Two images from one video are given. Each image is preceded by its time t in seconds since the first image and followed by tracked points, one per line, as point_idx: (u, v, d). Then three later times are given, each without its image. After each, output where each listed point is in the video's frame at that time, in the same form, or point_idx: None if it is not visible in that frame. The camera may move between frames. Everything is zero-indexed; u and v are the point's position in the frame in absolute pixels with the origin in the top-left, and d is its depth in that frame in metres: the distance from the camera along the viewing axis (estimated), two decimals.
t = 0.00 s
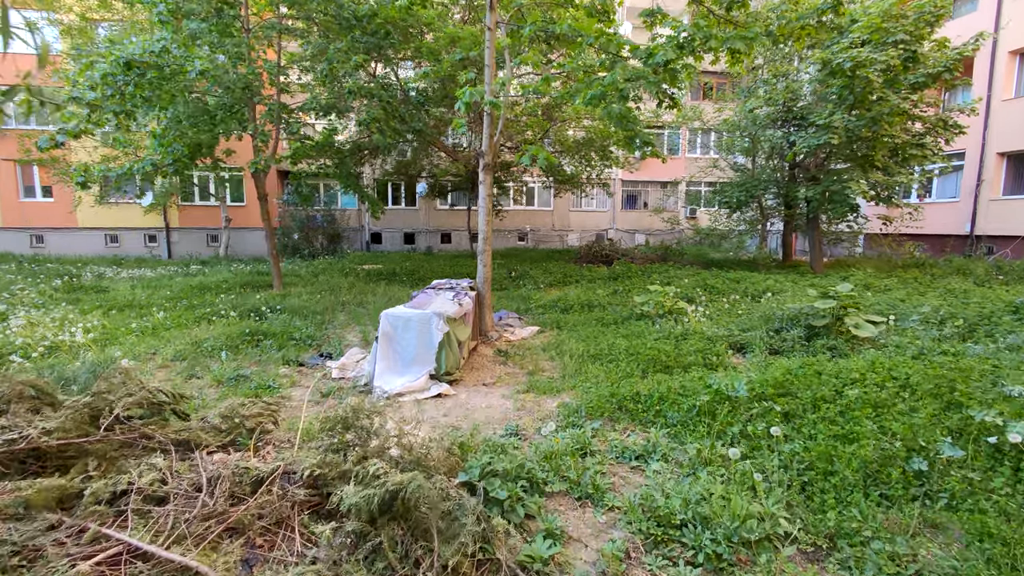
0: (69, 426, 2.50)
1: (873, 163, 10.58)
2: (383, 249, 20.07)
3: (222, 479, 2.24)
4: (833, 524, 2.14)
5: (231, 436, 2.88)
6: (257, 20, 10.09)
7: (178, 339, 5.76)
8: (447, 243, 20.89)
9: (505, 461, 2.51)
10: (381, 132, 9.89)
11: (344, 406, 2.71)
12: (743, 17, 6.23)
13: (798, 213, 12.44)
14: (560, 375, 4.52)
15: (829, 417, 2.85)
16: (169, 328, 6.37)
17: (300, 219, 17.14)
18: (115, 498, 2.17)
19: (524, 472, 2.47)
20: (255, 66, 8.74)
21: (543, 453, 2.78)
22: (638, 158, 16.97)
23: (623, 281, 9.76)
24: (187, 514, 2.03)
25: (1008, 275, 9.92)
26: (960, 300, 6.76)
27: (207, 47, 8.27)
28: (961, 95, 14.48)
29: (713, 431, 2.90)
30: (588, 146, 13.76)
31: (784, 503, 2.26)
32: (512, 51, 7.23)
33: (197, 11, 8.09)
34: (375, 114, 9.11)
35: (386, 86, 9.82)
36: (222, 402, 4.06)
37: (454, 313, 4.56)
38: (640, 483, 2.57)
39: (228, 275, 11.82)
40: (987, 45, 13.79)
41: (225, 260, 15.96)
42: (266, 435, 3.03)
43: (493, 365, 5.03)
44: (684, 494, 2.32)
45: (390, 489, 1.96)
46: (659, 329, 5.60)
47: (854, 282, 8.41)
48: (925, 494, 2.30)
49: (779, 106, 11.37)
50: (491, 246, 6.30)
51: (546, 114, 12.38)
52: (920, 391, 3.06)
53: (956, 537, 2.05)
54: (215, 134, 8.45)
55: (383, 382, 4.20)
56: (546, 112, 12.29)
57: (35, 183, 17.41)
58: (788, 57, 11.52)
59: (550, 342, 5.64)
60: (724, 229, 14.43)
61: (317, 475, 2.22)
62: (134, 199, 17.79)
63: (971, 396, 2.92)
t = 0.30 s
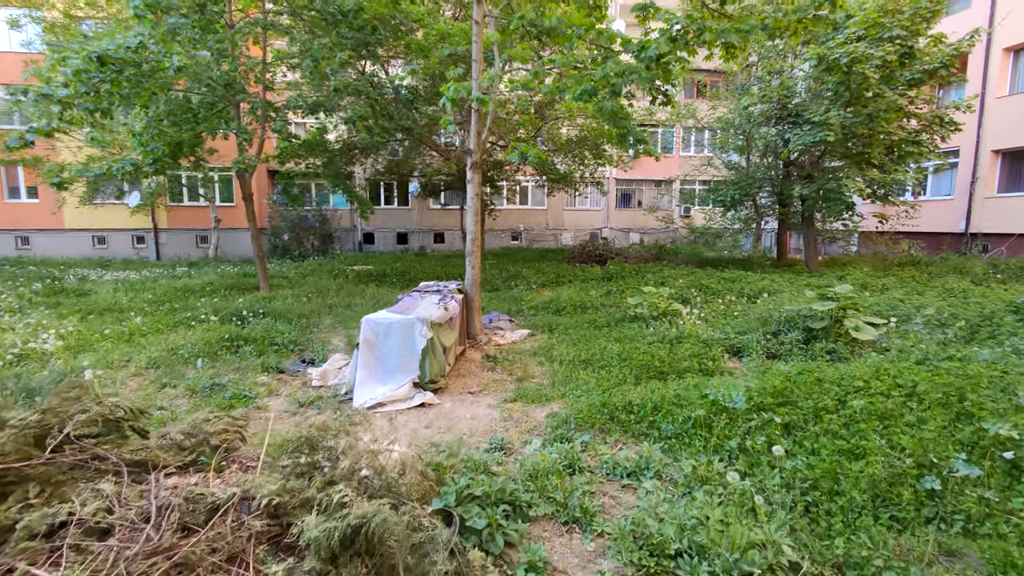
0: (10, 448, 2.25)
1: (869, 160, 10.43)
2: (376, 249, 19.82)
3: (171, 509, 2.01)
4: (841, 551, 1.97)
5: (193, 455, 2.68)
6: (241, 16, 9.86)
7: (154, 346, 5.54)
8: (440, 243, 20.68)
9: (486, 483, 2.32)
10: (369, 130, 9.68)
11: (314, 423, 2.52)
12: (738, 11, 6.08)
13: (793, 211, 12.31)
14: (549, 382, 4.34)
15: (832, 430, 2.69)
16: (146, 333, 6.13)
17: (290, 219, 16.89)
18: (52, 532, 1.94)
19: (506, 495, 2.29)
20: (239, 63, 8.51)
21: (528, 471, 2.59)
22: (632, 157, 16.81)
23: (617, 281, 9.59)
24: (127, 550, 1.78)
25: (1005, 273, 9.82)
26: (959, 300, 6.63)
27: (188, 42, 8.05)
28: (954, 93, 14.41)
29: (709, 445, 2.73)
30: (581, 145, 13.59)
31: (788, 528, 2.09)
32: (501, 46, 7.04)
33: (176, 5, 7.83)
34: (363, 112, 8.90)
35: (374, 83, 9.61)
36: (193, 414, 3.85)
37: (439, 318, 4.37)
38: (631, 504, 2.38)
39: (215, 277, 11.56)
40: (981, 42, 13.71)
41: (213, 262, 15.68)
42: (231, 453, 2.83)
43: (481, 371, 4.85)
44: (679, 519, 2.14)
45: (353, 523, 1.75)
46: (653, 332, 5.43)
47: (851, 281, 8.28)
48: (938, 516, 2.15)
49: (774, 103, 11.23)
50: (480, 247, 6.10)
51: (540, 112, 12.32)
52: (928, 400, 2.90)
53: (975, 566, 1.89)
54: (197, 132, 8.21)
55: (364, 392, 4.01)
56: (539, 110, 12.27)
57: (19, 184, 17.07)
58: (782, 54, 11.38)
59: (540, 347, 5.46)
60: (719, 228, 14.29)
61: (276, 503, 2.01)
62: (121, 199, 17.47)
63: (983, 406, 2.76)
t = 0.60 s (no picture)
0: None
1: (862, 155, 10.36)
2: (366, 249, 19.57)
3: (129, 537, 1.84)
4: (858, 571, 1.83)
5: (162, 471, 2.50)
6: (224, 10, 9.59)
7: (132, 351, 5.32)
8: (432, 242, 20.46)
9: (476, 500, 2.16)
10: (356, 127, 9.46)
11: (290, 437, 2.35)
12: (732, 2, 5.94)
13: (785, 207, 12.23)
14: (543, 385, 4.19)
15: (841, 437, 2.56)
16: (124, 338, 5.90)
17: (278, 219, 16.61)
18: None
19: (498, 513, 2.12)
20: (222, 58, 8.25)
21: (521, 485, 2.43)
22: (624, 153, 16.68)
23: (611, 279, 9.46)
24: None
25: (999, 268, 9.79)
26: (956, 296, 6.55)
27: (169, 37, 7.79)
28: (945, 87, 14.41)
29: (712, 454, 2.58)
30: (573, 141, 13.43)
31: (800, 545, 1.94)
32: (491, 40, 6.85)
33: None
34: (349, 108, 8.69)
35: (362, 78, 9.39)
36: (167, 424, 3.65)
37: (428, 320, 4.20)
38: (632, 520, 2.23)
39: (200, 278, 11.30)
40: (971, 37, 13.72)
41: (199, 263, 15.38)
42: (203, 468, 2.65)
43: (473, 374, 4.69)
44: (684, 537, 1.99)
45: (326, 555, 1.59)
46: (649, 332, 5.30)
47: (847, 277, 8.19)
48: (958, 529, 2.01)
49: (767, 98, 11.12)
50: (471, 246, 5.93)
51: (530, 108, 12.17)
52: (938, 403, 2.77)
53: None
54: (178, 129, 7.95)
55: (349, 399, 3.83)
56: (530, 106, 12.13)
57: None
58: (775, 48, 11.28)
59: (533, 348, 5.30)
60: (711, 224, 14.20)
61: (246, 530, 1.84)
62: (104, 199, 17.10)
63: (996, 409, 2.64)
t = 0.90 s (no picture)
0: None
1: (858, 149, 10.25)
2: (357, 248, 19.27)
3: None
4: None
5: (130, 497, 2.27)
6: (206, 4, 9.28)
7: (108, 359, 5.05)
8: (423, 241, 20.18)
9: (476, 529, 1.95)
10: (343, 123, 9.18)
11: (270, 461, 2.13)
12: None
13: (780, 202, 12.11)
14: (543, 392, 3.98)
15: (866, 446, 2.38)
16: (101, 345, 5.63)
17: (266, 219, 16.28)
18: None
19: (500, 543, 1.92)
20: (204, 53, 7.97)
21: (525, 506, 2.23)
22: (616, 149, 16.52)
23: (606, 277, 9.28)
24: None
25: (997, 261, 9.72)
26: (959, 290, 6.42)
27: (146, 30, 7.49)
28: (936, 81, 14.38)
29: (729, 468, 2.41)
30: (565, 137, 13.22)
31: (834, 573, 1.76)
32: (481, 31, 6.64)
33: None
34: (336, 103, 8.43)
35: (349, 73, 9.12)
36: (143, 440, 3.41)
37: (421, 325, 3.99)
38: (648, 545, 2.04)
39: (185, 281, 10.99)
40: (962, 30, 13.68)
41: (185, 264, 15.01)
42: (176, 492, 2.42)
43: (468, 380, 4.48)
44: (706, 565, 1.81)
45: None
46: (650, 332, 5.12)
47: (846, 273, 8.07)
48: (1004, 550, 1.82)
49: (761, 92, 10.99)
50: (464, 245, 5.72)
51: (523, 104, 12.05)
52: (965, 407, 2.60)
53: None
54: (157, 126, 7.65)
55: (338, 411, 3.61)
56: (523, 102, 12.03)
57: None
58: (769, 41, 11.15)
59: (531, 350, 5.10)
60: (705, 220, 14.07)
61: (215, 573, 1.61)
62: (86, 201, 16.67)
63: None
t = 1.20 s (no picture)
0: None
1: (855, 145, 10.14)
2: (350, 248, 19.05)
3: None
4: None
5: (100, 528, 2.10)
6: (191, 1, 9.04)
7: (88, 370, 4.84)
8: (417, 240, 19.97)
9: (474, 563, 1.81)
10: (333, 122, 8.98)
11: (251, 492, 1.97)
12: None
13: (775, 199, 12.03)
14: (542, 401, 3.84)
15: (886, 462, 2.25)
16: (82, 354, 5.42)
17: (257, 219, 16.05)
18: None
19: None
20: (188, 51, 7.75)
21: (526, 533, 2.09)
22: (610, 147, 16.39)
23: (603, 277, 9.14)
24: None
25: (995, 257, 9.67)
26: (961, 288, 6.33)
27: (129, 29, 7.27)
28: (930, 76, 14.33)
29: (744, 487, 2.28)
30: (559, 135, 13.07)
31: None
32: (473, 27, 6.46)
33: None
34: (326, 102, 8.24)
35: (339, 70, 8.92)
36: (122, 459, 3.23)
37: (414, 332, 3.82)
38: None
39: (173, 284, 10.75)
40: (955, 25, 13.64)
41: (174, 267, 14.73)
42: (152, 522, 2.26)
43: (464, 388, 4.33)
44: None
45: None
46: (650, 335, 4.99)
47: (845, 270, 7.97)
48: None
49: (757, 88, 10.88)
50: (459, 247, 5.55)
51: (516, 101, 11.89)
52: (988, 418, 2.47)
53: None
54: (140, 126, 7.42)
55: (329, 424, 3.45)
56: (516, 99, 11.85)
57: None
58: (764, 36, 11.04)
59: (528, 355, 4.95)
60: (701, 217, 13.96)
61: None
62: (73, 202, 16.35)
63: None
